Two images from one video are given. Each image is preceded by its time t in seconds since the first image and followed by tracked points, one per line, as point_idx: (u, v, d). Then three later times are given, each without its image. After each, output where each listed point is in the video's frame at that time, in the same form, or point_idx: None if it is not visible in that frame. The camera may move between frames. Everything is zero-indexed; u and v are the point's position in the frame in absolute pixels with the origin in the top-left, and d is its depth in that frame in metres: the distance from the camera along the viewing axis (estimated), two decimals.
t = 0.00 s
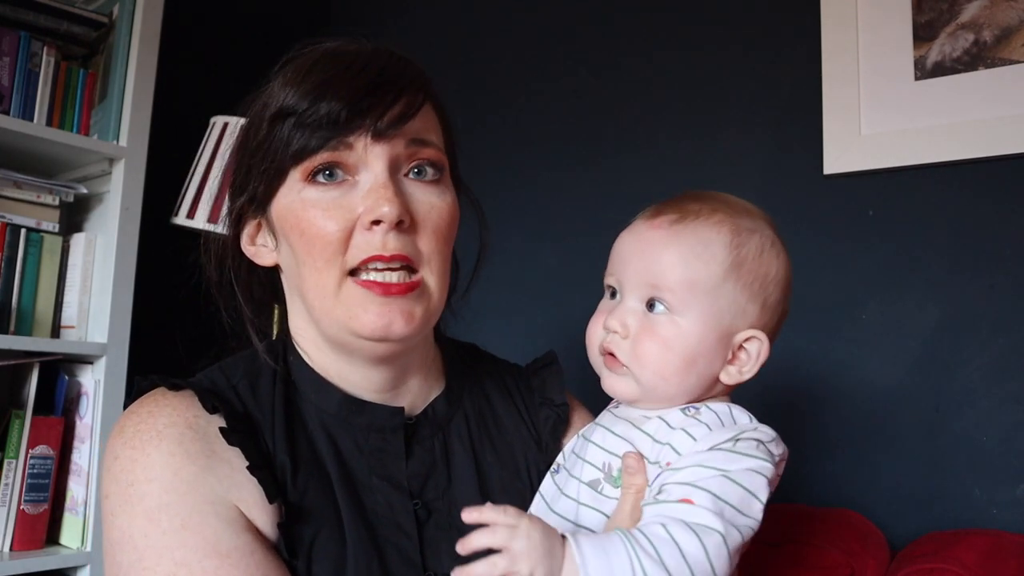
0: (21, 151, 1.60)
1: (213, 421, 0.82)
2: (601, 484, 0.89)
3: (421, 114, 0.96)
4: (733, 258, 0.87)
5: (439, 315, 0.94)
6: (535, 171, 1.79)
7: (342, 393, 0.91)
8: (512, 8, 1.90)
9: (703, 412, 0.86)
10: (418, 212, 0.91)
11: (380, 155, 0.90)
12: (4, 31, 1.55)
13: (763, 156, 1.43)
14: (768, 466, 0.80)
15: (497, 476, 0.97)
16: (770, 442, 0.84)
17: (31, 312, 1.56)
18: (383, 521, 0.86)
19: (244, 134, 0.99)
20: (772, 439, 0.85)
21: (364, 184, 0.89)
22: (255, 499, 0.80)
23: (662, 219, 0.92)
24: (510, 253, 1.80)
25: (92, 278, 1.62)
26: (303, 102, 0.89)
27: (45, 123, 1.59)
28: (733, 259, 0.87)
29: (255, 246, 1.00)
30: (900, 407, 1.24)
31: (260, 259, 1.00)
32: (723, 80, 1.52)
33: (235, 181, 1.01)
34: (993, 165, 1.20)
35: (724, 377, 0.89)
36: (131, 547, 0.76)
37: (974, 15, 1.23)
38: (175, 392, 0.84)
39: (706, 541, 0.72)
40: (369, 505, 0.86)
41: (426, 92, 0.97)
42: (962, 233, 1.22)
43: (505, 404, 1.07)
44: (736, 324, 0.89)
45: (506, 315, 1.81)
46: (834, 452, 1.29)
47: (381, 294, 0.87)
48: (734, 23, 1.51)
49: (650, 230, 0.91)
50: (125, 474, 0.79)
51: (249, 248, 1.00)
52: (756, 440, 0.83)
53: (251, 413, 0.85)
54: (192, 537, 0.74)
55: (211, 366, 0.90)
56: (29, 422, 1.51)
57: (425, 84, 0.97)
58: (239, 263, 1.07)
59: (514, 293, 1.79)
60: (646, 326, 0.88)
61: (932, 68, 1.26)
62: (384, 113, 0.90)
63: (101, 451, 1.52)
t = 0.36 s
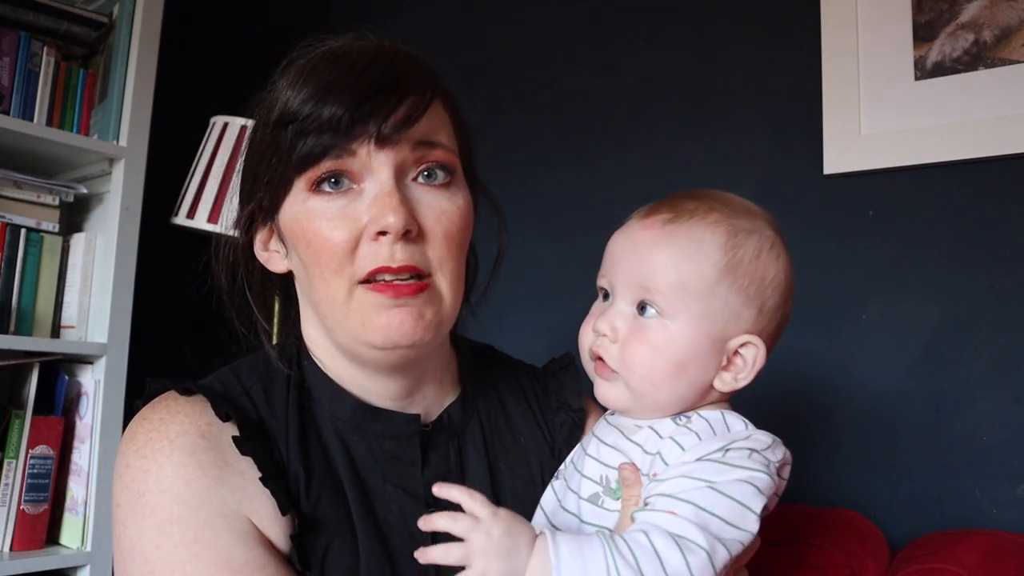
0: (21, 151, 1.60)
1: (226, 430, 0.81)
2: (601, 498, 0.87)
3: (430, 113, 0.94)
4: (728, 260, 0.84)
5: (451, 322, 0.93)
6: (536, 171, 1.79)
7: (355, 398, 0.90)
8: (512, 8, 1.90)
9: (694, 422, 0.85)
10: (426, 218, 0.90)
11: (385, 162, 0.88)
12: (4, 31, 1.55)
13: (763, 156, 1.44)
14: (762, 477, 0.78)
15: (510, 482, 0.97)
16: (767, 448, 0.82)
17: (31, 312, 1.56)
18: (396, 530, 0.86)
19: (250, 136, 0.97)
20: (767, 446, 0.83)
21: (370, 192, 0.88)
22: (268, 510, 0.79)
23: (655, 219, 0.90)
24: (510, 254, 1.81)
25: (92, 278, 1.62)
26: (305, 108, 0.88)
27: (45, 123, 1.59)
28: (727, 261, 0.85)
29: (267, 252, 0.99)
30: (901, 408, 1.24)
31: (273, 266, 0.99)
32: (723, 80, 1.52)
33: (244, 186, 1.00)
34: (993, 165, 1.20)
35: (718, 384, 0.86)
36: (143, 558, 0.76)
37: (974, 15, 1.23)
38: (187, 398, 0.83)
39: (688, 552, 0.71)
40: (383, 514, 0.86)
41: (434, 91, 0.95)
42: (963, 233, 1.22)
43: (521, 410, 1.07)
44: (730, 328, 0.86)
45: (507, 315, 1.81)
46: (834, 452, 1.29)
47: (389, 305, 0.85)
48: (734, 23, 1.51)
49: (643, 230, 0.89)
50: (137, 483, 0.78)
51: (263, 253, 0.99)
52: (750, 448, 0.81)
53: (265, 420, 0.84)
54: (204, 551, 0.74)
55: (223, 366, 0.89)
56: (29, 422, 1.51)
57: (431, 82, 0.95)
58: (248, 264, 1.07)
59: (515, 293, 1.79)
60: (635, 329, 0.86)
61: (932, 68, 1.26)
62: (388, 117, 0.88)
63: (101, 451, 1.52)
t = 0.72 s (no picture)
0: (21, 151, 1.60)
1: (222, 427, 0.82)
2: (601, 496, 0.87)
3: (433, 121, 0.94)
4: (735, 269, 0.84)
5: (447, 323, 0.93)
6: (536, 171, 1.79)
7: (349, 397, 0.91)
8: (512, 8, 1.90)
9: (706, 431, 0.84)
10: (427, 224, 0.90)
11: (388, 167, 0.88)
12: (4, 31, 1.55)
13: (763, 156, 1.44)
14: (775, 486, 0.79)
15: (503, 481, 0.98)
16: (776, 457, 0.83)
17: (31, 312, 1.56)
18: (391, 528, 0.87)
19: (255, 136, 0.97)
20: (777, 454, 0.83)
21: (372, 197, 0.88)
22: (264, 506, 0.80)
23: (662, 227, 0.89)
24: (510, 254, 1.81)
25: (92, 278, 1.62)
26: (310, 112, 0.88)
27: (45, 123, 1.59)
28: (734, 269, 0.84)
29: (267, 250, 0.99)
30: (901, 407, 1.24)
31: (272, 264, 0.99)
32: (723, 80, 1.52)
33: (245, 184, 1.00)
34: (994, 165, 1.20)
35: (725, 390, 0.87)
36: (140, 550, 0.76)
37: (974, 15, 1.23)
38: (184, 395, 0.83)
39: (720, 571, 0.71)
40: (378, 512, 0.87)
41: (436, 98, 0.95)
42: (962, 233, 1.22)
43: (514, 409, 1.08)
44: (738, 336, 0.86)
45: (506, 315, 1.81)
46: (834, 452, 1.29)
47: (388, 310, 0.86)
48: (734, 23, 1.51)
49: (651, 238, 0.89)
50: (134, 479, 0.79)
51: (261, 251, 1.00)
52: (762, 456, 0.81)
53: (261, 418, 0.85)
54: (199, 545, 0.75)
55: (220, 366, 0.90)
56: (29, 422, 1.51)
57: (434, 88, 0.95)
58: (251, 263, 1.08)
59: (514, 293, 1.79)
60: (643, 337, 0.86)
61: (932, 68, 1.26)
62: (393, 124, 0.88)
63: (101, 451, 1.52)
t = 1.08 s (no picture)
0: (21, 151, 1.61)
1: (207, 425, 0.82)
2: (579, 482, 0.90)
3: (436, 139, 0.97)
4: (697, 260, 0.89)
5: (432, 327, 0.95)
6: (535, 171, 1.79)
7: (332, 396, 0.92)
8: (512, 8, 1.90)
9: (677, 414, 0.87)
10: (425, 233, 0.92)
11: (392, 176, 0.90)
12: (4, 31, 1.55)
13: (762, 156, 1.43)
14: (743, 466, 0.82)
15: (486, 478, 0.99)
16: (745, 440, 0.86)
17: (31, 312, 1.56)
18: (375, 522, 0.87)
19: (255, 132, 0.96)
20: (745, 436, 0.87)
21: (375, 203, 0.89)
22: (247, 499, 0.80)
23: (627, 225, 0.93)
24: (509, 254, 1.81)
25: (92, 278, 1.62)
26: (323, 116, 0.88)
27: (45, 123, 1.60)
28: (697, 260, 0.89)
29: (255, 244, 0.99)
30: (901, 408, 1.24)
31: (260, 259, 0.99)
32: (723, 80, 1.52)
33: (240, 177, 0.98)
34: (994, 165, 1.20)
35: (695, 375, 0.91)
36: (128, 548, 0.76)
37: (974, 15, 1.23)
38: (170, 398, 0.85)
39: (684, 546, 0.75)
40: (362, 507, 0.88)
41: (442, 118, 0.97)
42: (961, 233, 1.22)
43: (491, 405, 1.08)
44: (704, 323, 0.90)
45: (505, 315, 1.80)
46: (833, 452, 1.29)
47: (382, 311, 0.87)
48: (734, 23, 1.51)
49: (617, 236, 0.93)
50: (121, 478, 0.80)
51: (248, 245, 0.99)
52: (731, 439, 0.84)
53: (244, 417, 0.86)
54: (186, 538, 0.75)
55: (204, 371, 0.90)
56: (29, 422, 1.51)
57: (442, 109, 0.98)
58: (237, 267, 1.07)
59: (514, 293, 1.79)
60: (615, 329, 0.90)
61: (931, 68, 1.26)
62: (403, 137, 0.90)
63: (101, 451, 1.52)
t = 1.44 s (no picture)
0: (21, 151, 1.61)
1: (192, 426, 0.83)
2: (551, 472, 0.90)
3: (400, 146, 0.97)
4: (645, 251, 0.90)
5: (403, 329, 0.95)
6: (535, 171, 1.79)
7: (313, 395, 0.92)
8: (512, 8, 1.90)
9: (644, 399, 0.88)
10: (388, 238, 0.93)
11: (355, 183, 0.91)
12: (4, 31, 1.55)
13: (763, 156, 1.43)
14: (708, 446, 0.82)
15: (464, 474, 0.99)
16: (709, 423, 0.87)
17: (32, 312, 1.56)
18: (355, 517, 0.88)
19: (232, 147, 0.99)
20: (710, 420, 0.87)
21: (338, 209, 0.91)
22: (231, 494, 0.81)
23: (578, 227, 0.94)
24: (508, 254, 1.81)
25: (92, 278, 1.62)
26: (289, 127, 0.90)
27: (45, 123, 1.60)
28: (645, 252, 0.90)
29: (237, 252, 1.00)
30: (901, 408, 1.24)
31: (241, 267, 1.00)
32: (722, 79, 1.52)
33: (220, 190, 1.01)
34: (994, 165, 1.20)
35: (658, 361, 0.91)
36: (115, 544, 0.77)
37: (975, 15, 1.23)
38: (157, 402, 0.86)
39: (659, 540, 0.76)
40: (344, 504, 0.88)
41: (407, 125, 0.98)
42: (962, 233, 1.22)
43: (467, 402, 1.09)
44: (660, 311, 0.91)
45: (505, 314, 1.80)
46: (833, 452, 1.29)
47: (345, 313, 0.88)
48: (734, 23, 1.51)
49: (568, 239, 0.94)
50: (108, 477, 0.80)
51: (230, 253, 1.01)
52: (695, 422, 0.85)
53: (228, 417, 0.87)
54: (172, 533, 0.76)
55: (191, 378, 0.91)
56: (29, 422, 1.51)
57: (407, 117, 0.99)
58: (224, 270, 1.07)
59: (513, 293, 1.79)
60: (577, 327, 0.91)
61: (932, 68, 1.26)
62: (364, 144, 0.91)
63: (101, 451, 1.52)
